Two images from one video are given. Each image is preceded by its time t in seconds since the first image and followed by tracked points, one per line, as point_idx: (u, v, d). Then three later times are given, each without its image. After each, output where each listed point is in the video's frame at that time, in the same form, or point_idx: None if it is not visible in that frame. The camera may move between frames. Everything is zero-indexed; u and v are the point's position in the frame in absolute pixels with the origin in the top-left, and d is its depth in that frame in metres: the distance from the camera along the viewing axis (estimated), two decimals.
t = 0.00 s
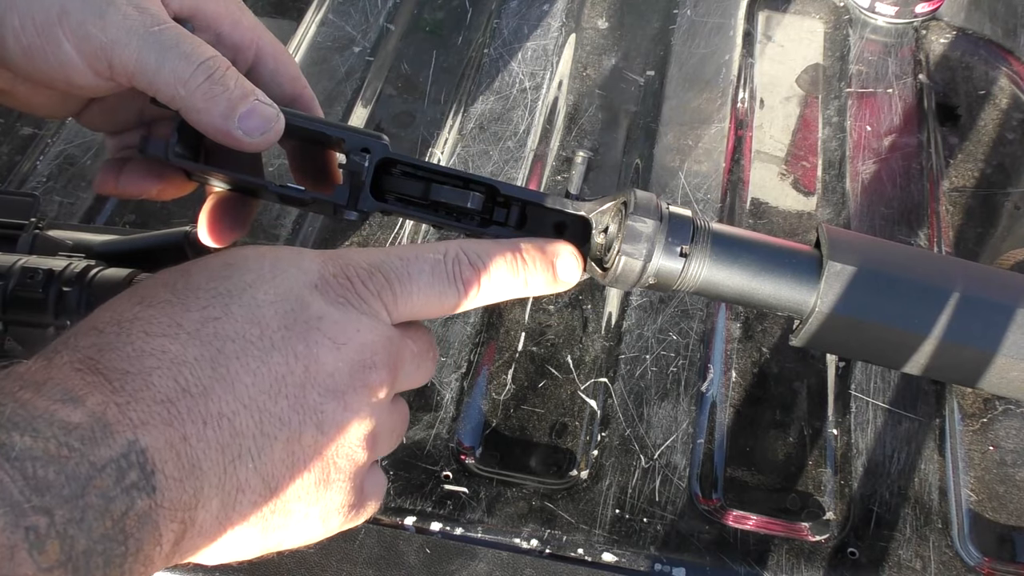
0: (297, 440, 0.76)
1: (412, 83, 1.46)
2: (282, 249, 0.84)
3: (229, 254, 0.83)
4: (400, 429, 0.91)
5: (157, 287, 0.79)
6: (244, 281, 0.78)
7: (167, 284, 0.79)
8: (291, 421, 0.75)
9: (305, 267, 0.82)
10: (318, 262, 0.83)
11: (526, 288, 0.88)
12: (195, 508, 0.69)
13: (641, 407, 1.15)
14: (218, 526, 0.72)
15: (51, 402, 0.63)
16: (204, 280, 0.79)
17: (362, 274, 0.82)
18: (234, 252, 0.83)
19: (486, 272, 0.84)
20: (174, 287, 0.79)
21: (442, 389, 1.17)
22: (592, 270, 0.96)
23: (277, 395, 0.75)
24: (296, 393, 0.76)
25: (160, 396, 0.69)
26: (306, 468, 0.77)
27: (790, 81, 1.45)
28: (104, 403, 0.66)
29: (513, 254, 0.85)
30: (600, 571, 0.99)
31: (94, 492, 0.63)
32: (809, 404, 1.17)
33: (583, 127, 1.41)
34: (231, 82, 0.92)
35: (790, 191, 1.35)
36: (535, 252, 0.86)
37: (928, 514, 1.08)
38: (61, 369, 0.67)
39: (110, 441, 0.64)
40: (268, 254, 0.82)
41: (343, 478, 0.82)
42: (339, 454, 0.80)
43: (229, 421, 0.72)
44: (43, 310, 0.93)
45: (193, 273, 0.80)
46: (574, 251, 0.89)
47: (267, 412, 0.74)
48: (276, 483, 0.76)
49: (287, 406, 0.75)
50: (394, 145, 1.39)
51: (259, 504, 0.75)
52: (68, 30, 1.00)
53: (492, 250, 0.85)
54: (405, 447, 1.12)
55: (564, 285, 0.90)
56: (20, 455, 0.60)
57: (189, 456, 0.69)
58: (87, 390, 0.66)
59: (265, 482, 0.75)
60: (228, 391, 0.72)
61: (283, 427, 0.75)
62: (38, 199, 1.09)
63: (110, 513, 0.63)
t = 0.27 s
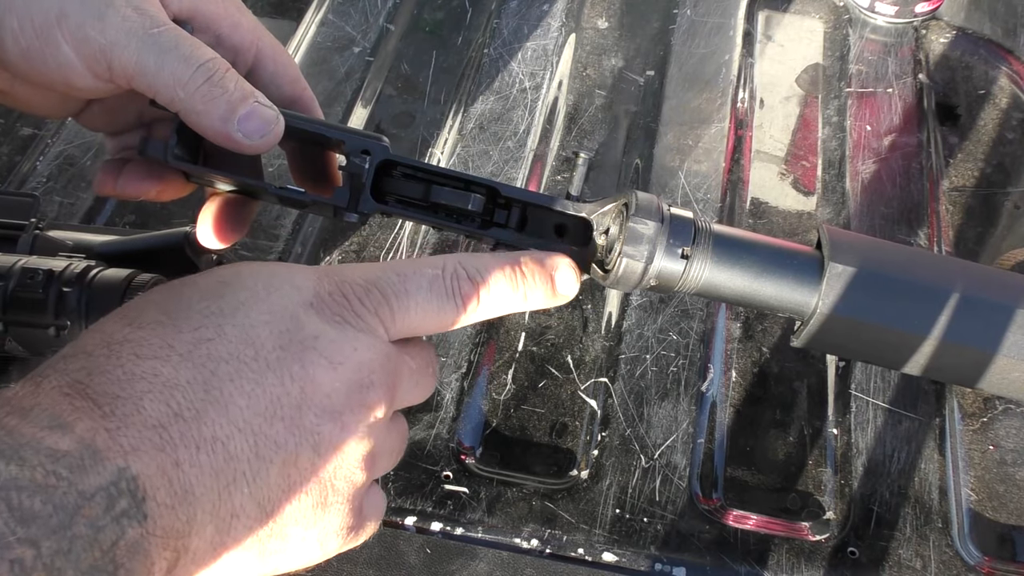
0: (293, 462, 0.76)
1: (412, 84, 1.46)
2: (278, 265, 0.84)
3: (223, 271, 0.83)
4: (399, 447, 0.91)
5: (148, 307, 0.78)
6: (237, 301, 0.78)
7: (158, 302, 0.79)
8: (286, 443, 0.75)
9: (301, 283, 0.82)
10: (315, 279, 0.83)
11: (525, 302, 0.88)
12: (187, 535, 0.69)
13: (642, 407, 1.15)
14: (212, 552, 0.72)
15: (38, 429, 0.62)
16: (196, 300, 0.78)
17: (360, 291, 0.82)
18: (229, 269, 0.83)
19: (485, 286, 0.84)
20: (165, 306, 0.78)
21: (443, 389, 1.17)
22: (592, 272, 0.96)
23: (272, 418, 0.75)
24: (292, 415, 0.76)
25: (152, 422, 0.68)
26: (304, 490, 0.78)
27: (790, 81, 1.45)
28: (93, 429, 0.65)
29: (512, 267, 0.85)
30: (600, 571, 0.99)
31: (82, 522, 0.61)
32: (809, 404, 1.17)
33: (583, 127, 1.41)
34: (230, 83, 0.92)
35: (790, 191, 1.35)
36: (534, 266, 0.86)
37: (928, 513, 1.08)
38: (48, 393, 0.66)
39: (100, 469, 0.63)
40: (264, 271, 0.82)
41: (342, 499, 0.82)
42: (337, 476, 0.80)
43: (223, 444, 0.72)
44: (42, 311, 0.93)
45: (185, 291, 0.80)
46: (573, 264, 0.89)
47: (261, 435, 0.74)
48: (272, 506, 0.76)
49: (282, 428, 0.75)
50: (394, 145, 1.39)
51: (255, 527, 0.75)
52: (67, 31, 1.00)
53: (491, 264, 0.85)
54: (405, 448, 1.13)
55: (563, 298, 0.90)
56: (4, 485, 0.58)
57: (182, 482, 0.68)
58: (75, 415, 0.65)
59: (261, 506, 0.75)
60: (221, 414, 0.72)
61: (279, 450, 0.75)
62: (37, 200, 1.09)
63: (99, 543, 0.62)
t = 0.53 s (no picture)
0: (312, 464, 0.76)
1: (412, 84, 1.46)
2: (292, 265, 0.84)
3: (237, 271, 0.83)
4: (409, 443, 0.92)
5: (161, 309, 0.78)
6: (254, 305, 0.78)
7: (173, 306, 0.78)
8: (306, 445, 0.76)
9: (315, 285, 0.82)
10: (326, 280, 0.82)
11: (532, 285, 0.87)
12: (209, 539, 0.69)
13: (642, 407, 1.15)
14: (233, 556, 0.73)
15: (60, 435, 0.62)
16: (214, 302, 0.78)
17: (371, 291, 0.82)
18: (242, 270, 0.83)
19: (494, 275, 0.83)
20: (182, 310, 0.78)
21: (443, 389, 1.17)
22: (592, 272, 0.97)
23: (293, 421, 0.75)
24: (312, 419, 0.76)
25: (175, 427, 0.68)
26: (322, 491, 0.78)
27: (790, 81, 1.45)
28: (115, 435, 0.64)
29: (520, 252, 0.84)
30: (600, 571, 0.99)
31: (104, 529, 0.62)
32: (809, 404, 1.17)
33: (583, 127, 1.41)
34: (230, 84, 0.92)
35: (790, 190, 1.35)
36: (538, 246, 0.85)
37: (928, 513, 1.08)
38: (69, 399, 0.66)
39: (121, 476, 0.63)
40: (278, 272, 0.82)
41: (358, 498, 0.83)
42: (354, 475, 0.81)
43: (244, 448, 0.72)
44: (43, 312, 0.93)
45: (199, 293, 0.79)
46: (576, 240, 0.89)
47: (282, 439, 0.74)
48: (292, 509, 0.76)
49: (302, 431, 0.75)
50: (394, 145, 1.39)
51: (274, 528, 0.75)
52: (67, 31, 1.00)
53: (498, 250, 0.84)
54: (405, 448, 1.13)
55: (569, 276, 0.90)
56: (26, 493, 0.58)
57: (203, 487, 0.68)
58: (98, 421, 0.65)
59: (280, 509, 0.75)
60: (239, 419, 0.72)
61: (299, 452, 0.75)
62: (38, 200, 1.09)
63: (120, 550, 0.63)
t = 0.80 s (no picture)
0: (313, 450, 0.76)
1: (412, 84, 1.46)
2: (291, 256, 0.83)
3: (237, 261, 0.83)
4: (411, 433, 0.92)
5: (162, 300, 0.78)
6: (254, 293, 0.78)
7: (174, 296, 0.78)
8: (306, 431, 0.76)
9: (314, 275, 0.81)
10: (326, 271, 0.82)
11: (532, 274, 0.86)
12: (211, 524, 0.70)
13: (642, 407, 1.15)
14: (236, 541, 0.73)
15: (64, 420, 0.63)
16: (213, 292, 0.78)
17: (370, 281, 0.81)
18: (242, 261, 0.83)
19: (493, 263, 0.82)
20: (183, 299, 0.78)
21: (442, 389, 1.17)
22: (592, 271, 0.97)
23: (293, 407, 0.75)
24: (312, 405, 0.76)
25: (176, 412, 0.68)
26: (324, 478, 0.78)
27: (790, 81, 1.45)
28: (118, 419, 0.65)
29: (518, 242, 0.83)
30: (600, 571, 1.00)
31: (109, 511, 0.62)
32: (809, 404, 1.17)
33: (583, 127, 1.41)
34: (230, 83, 0.92)
35: (790, 190, 1.35)
36: (538, 236, 0.84)
37: (928, 513, 1.09)
38: (72, 385, 0.66)
39: (125, 459, 0.63)
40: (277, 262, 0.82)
41: (360, 485, 0.83)
42: (355, 463, 0.81)
43: (245, 434, 0.72)
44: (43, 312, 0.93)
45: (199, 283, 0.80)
46: (575, 231, 0.89)
47: (283, 425, 0.74)
48: (293, 494, 0.76)
49: (303, 417, 0.75)
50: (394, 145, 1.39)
51: (276, 515, 0.76)
52: (67, 30, 1.00)
53: (497, 240, 0.83)
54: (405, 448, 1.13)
55: (570, 266, 0.89)
56: (32, 475, 0.59)
57: (206, 472, 0.69)
58: (101, 407, 0.65)
59: (282, 495, 0.75)
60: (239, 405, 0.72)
61: (299, 439, 0.75)
62: (37, 200, 1.09)
63: (125, 532, 0.63)
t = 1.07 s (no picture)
0: (313, 451, 0.76)
1: (412, 84, 1.46)
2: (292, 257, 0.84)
3: (238, 262, 0.83)
4: (411, 434, 0.92)
5: (164, 301, 0.78)
6: (256, 294, 0.78)
7: (176, 297, 0.78)
8: (307, 432, 0.76)
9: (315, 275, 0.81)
10: (328, 272, 0.82)
11: (533, 274, 0.86)
12: (212, 524, 0.70)
13: (642, 407, 1.15)
14: (236, 542, 0.73)
15: (66, 420, 0.63)
16: (215, 293, 0.78)
17: (371, 281, 0.81)
18: (243, 261, 0.83)
19: (493, 263, 0.82)
20: (184, 300, 0.78)
21: (443, 389, 1.17)
22: (593, 269, 0.97)
23: (294, 408, 0.75)
24: (313, 406, 0.76)
25: (178, 413, 0.68)
26: (324, 478, 0.78)
27: (789, 81, 1.45)
28: (120, 420, 0.65)
29: (519, 242, 0.83)
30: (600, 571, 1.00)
31: (111, 511, 0.62)
32: (810, 403, 1.17)
33: (583, 127, 1.41)
34: (230, 82, 0.92)
35: (790, 190, 1.35)
36: (539, 236, 0.84)
37: (929, 512, 1.09)
38: (74, 385, 0.66)
39: (127, 460, 0.63)
40: (278, 263, 0.82)
41: (360, 485, 0.83)
42: (355, 463, 0.81)
43: (246, 435, 0.72)
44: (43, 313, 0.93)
45: (201, 284, 0.80)
46: (576, 230, 0.89)
47: (284, 426, 0.74)
48: (294, 495, 0.76)
49: (303, 418, 0.75)
50: (394, 145, 1.39)
51: (277, 515, 0.76)
52: (67, 30, 1.00)
53: (498, 240, 0.83)
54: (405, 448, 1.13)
55: (571, 266, 0.89)
56: (34, 475, 0.59)
57: (207, 473, 0.69)
58: (103, 407, 0.65)
59: (282, 495, 0.75)
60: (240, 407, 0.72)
61: (299, 439, 0.75)
62: (37, 200, 1.09)
63: (127, 532, 0.63)
